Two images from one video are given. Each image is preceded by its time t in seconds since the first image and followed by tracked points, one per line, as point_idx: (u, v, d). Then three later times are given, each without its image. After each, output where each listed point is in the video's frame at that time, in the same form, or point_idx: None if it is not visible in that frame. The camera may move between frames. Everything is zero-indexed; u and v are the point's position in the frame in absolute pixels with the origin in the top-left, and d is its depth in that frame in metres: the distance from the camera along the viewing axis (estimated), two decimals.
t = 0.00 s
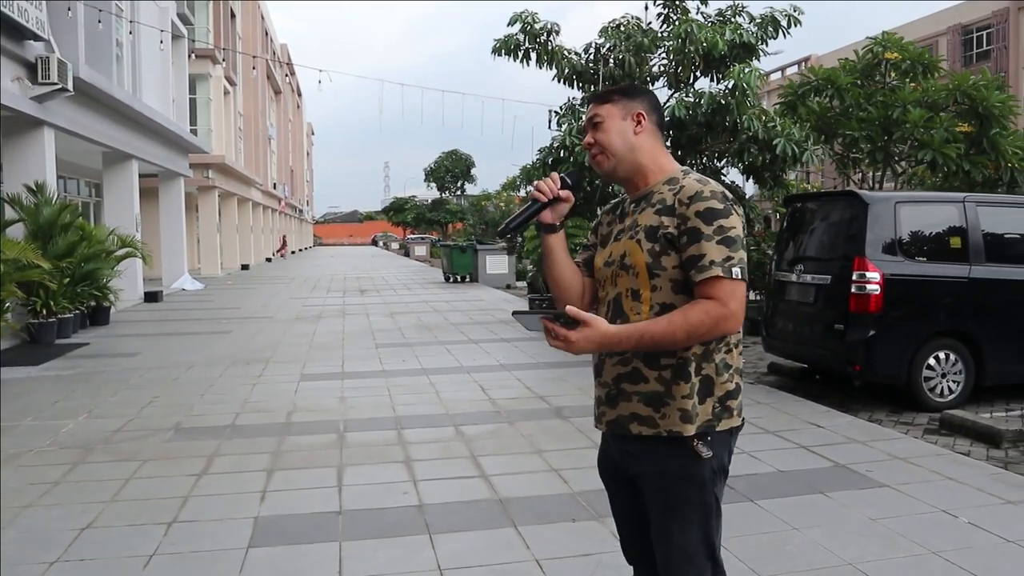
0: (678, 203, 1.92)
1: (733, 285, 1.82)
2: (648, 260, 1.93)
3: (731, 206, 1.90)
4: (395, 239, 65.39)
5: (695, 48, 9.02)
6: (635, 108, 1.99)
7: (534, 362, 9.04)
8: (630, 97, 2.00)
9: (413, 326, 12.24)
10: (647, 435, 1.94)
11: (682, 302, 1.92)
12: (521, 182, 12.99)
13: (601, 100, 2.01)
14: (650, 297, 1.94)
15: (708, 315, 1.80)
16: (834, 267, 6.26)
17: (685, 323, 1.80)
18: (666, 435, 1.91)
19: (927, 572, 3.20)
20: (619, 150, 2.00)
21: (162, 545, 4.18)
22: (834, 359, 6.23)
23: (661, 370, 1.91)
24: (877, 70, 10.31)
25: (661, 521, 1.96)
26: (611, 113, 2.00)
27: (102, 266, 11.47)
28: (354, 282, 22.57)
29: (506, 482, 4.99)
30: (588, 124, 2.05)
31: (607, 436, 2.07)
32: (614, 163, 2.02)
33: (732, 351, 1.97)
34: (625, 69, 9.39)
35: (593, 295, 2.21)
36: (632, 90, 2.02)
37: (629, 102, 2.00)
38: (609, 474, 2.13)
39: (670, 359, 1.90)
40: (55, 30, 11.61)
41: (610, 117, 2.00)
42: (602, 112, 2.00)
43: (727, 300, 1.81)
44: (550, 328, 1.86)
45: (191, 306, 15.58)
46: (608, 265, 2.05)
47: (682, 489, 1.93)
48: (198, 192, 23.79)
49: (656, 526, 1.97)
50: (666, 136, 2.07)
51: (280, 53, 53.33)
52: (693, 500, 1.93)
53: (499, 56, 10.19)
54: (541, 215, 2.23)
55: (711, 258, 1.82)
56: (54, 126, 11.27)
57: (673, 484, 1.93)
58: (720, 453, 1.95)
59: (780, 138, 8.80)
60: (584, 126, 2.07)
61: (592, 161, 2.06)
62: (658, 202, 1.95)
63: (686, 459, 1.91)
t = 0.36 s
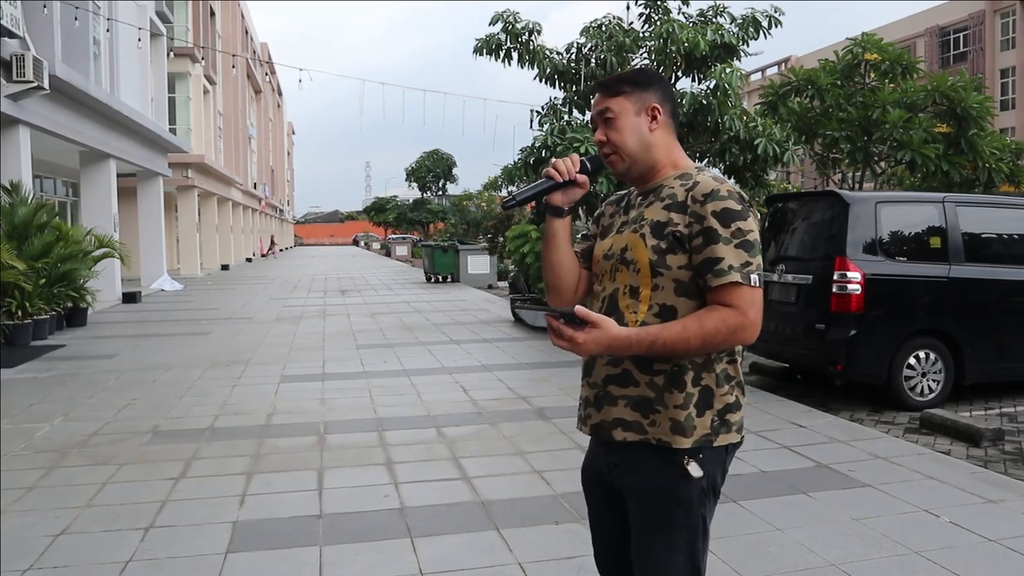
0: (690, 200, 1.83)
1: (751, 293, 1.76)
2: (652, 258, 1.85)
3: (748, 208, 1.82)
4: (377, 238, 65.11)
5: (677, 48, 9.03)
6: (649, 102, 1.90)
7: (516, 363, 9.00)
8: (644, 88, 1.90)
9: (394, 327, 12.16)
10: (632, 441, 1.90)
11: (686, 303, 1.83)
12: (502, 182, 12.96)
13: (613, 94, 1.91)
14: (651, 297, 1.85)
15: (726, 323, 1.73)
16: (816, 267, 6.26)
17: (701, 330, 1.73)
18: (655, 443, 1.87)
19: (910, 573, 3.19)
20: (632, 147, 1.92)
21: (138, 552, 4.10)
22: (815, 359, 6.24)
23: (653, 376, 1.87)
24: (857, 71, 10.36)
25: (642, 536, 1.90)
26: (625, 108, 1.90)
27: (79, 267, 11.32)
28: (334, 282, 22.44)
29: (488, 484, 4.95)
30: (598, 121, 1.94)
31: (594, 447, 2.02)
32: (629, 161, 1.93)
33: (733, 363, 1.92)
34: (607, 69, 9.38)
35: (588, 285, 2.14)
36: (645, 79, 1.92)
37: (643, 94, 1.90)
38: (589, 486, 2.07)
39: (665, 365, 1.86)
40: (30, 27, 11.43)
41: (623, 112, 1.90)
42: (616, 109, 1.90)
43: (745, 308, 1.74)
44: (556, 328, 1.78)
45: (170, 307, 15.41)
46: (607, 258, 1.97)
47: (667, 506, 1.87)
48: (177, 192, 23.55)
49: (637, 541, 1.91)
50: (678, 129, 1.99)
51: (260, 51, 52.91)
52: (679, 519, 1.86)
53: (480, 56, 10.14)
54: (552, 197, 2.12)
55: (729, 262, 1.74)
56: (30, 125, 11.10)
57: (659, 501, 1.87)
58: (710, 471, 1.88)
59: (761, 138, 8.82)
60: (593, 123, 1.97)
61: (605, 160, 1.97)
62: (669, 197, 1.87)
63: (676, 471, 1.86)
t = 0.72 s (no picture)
0: (698, 206, 1.78)
1: (746, 307, 1.69)
2: (656, 268, 1.81)
3: (757, 216, 1.76)
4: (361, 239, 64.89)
5: (661, 49, 9.05)
6: (662, 102, 1.85)
7: (501, 364, 8.98)
8: (656, 87, 1.84)
9: (379, 328, 12.11)
10: (639, 461, 1.84)
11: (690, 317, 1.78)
12: (487, 182, 12.95)
13: (624, 96, 1.84)
14: (655, 308, 1.81)
15: (716, 329, 1.67)
16: (799, 268, 6.29)
17: (687, 327, 1.66)
18: (661, 464, 1.81)
19: (892, 571, 3.21)
20: (646, 152, 1.86)
21: (120, 555, 4.05)
22: (798, 358, 6.27)
23: (660, 393, 1.81)
24: (839, 73, 10.43)
25: (641, 552, 1.86)
26: (637, 110, 1.84)
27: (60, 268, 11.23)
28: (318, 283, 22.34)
29: (473, 485, 4.93)
30: (609, 124, 1.88)
31: (598, 456, 1.99)
32: (643, 166, 1.88)
33: (745, 375, 1.85)
34: (591, 70, 9.39)
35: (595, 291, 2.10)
36: (657, 76, 1.85)
37: (654, 94, 1.84)
38: (589, 496, 2.04)
39: (671, 382, 1.80)
40: (11, 26, 11.31)
41: (636, 115, 1.84)
42: (631, 111, 1.84)
43: (737, 321, 1.68)
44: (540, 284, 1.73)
45: (152, 307, 15.28)
46: (613, 264, 1.93)
47: (668, 521, 1.83)
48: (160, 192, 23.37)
49: (637, 555, 1.87)
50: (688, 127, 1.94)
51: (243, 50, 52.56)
52: (680, 535, 1.82)
53: (464, 56, 10.13)
54: (558, 208, 2.16)
55: (728, 274, 1.69)
56: (10, 124, 10.99)
57: (660, 515, 1.84)
58: (717, 487, 1.84)
59: (745, 138, 8.87)
60: (602, 126, 1.90)
61: (618, 165, 1.91)
62: (676, 202, 1.82)
63: (681, 490, 1.81)
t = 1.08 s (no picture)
0: (689, 218, 1.79)
1: (725, 322, 1.68)
2: (647, 280, 1.82)
3: (748, 228, 1.76)
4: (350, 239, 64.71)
5: (648, 50, 9.07)
6: (666, 107, 1.85)
7: (489, 365, 8.98)
8: (664, 91, 1.84)
9: (367, 329, 12.09)
10: (639, 473, 1.84)
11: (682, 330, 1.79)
12: (474, 183, 12.95)
13: (630, 92, 1.83)
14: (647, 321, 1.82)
15: (692, 342, 1.65)
16: (785, 269, 6.33)
17: (663, 335, 1.65)
18: (659, 475, 1.81)
19: (877, 570, 3.23)
20: (643, 152, 1.85)
21: (106, 558, 4.02)
22: (785, 359, 6.30)
23: (657, 406, 1.81)
24: (826, 74, 10.50)
25: (631, 557, 1.87)
26: (640, 109, 1.82)
27: (45, 269, 11.14)
28: (306, 283, 22.26)
29: (460, 486, 4.93)
30: (608, 117, 1.86)
31: (596, 462, 1.99)
32: (637, 167, 1.87)
33: (742, 384, 1.85)
34: (578, 70, 9.41)
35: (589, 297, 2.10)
36: (666, 81, 1.85)
37: (661, 98, 1.84)
38: (584, 502, 2.04)
39: (666, 396, 1.79)
40: None
41: (638, 114, 1.83)
42: (633, 108, 1.82)
43: (714, 336, 1.67)
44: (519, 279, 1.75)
45: (139, 308, 15.18)
46: (606, 274, 1.94)
47: (662, 531, 1.83)
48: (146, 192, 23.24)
49: (629, 563, 1.87)
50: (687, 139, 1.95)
51: (231, 50, 52.34)
52: (674, 544, 1.82)
53: (452, 57, 10.12)
54: (538, 222, 2.16)
55: (708, 288, 1.69)
56: None
57: (653, 525, 1.84)
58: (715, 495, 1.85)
59: (731, 139, 8.90)
60: (601, 119, 1.88)
61: (609, 161, 1.89)
62: (669, 212, 1.83)
63: (678, 501, 1.81)
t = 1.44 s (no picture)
0: (679, 215, 1.80)
1: (707, 320, 1.69)
2: (635, 276, 1.83)
3: (736, 228, 1.76)
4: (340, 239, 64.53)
5: (637, 51, 9.08)
6: (659, 105, 1.86)
7: (478, 365, 8.99)
8: (656, 89, 1.84)
9: (357, 329, 12.08)
10: (620, 466, 1.86)
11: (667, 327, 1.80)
12: (465, 183, 12.95)
13: (622, 90, 1.84)
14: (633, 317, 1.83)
15: (671, 339, 1.66)
16: (773, 269, 6.36)
17: (643, 331, 1.66)
18: (641, 470, 1.82)
19: (862, 569, 3.25)
20: (632, 149, 1.86)
21: (94, 559, 4.01)
22: (773, 358, 6.34)
23: (640, 401, 1.81)
24: (814, 75, 10.55)
25: (621, 551, 1.88)
26: (631, 106, 1.84)
27: (34, 269, 11.09)
28: (297, 283, 22.20)
29: (448, 486, 4.94)
30: (601, 113, 1.87)
31: (580, 456, 2.00)
32: (625, 164, 1.88)
33: (726, 382, 1.86)
34: (568, 71, 9.41)
35: (579, 291, 2.11)
36: (659, 78, 1.85)
37: (653, 96, 1.85)
38: (571, 497, 2.05)
39: (650, 391, 1.80)
40: None
41: (630, 111, 1.84)
42: (624, 105, 1.84)
43: (695, 333, 1.67)
44: (502, 269, 1.75)
45: (127, 309, 15.12)
46: (597, 268, 1.96)
47: (649, 525, 1.84)
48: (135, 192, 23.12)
49: (618, 557, 1.89)
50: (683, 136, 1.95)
51: (221, 50, 52.20)
52: (660, 539, 1.84)
53: (442, 57, 10.12)
54: (530, 214, 2.17)
55: (692, 286, 1.70)
56: None
57: (640, 520, 1.85)
58: (698, 491, 1.86)
59: (720, 140, 8.93)
60: (595, 114, 1.90)
61: (600, 157, 1.91)
62: (659, 208, 1.84)
63: (661, 496, 1.82)
